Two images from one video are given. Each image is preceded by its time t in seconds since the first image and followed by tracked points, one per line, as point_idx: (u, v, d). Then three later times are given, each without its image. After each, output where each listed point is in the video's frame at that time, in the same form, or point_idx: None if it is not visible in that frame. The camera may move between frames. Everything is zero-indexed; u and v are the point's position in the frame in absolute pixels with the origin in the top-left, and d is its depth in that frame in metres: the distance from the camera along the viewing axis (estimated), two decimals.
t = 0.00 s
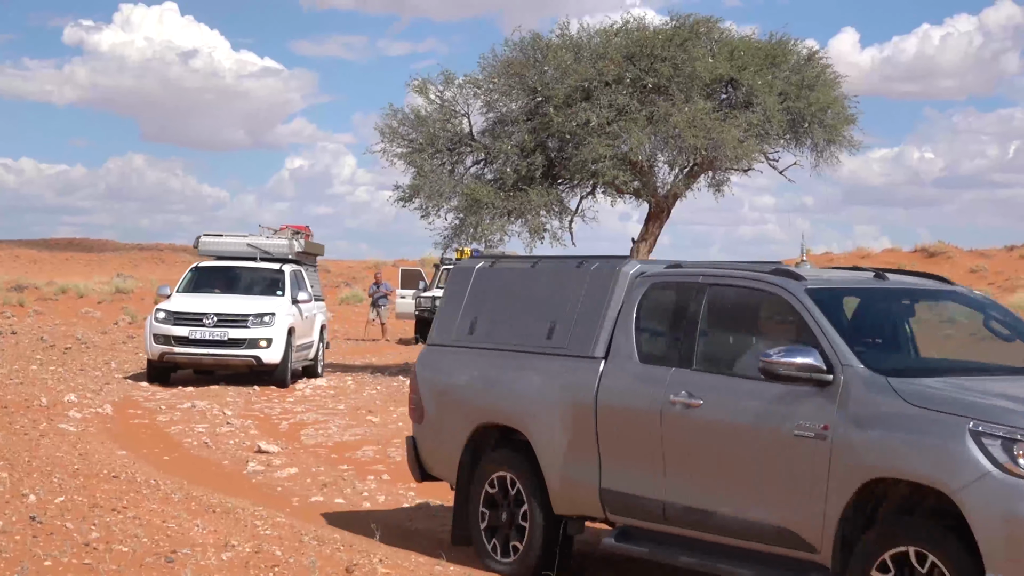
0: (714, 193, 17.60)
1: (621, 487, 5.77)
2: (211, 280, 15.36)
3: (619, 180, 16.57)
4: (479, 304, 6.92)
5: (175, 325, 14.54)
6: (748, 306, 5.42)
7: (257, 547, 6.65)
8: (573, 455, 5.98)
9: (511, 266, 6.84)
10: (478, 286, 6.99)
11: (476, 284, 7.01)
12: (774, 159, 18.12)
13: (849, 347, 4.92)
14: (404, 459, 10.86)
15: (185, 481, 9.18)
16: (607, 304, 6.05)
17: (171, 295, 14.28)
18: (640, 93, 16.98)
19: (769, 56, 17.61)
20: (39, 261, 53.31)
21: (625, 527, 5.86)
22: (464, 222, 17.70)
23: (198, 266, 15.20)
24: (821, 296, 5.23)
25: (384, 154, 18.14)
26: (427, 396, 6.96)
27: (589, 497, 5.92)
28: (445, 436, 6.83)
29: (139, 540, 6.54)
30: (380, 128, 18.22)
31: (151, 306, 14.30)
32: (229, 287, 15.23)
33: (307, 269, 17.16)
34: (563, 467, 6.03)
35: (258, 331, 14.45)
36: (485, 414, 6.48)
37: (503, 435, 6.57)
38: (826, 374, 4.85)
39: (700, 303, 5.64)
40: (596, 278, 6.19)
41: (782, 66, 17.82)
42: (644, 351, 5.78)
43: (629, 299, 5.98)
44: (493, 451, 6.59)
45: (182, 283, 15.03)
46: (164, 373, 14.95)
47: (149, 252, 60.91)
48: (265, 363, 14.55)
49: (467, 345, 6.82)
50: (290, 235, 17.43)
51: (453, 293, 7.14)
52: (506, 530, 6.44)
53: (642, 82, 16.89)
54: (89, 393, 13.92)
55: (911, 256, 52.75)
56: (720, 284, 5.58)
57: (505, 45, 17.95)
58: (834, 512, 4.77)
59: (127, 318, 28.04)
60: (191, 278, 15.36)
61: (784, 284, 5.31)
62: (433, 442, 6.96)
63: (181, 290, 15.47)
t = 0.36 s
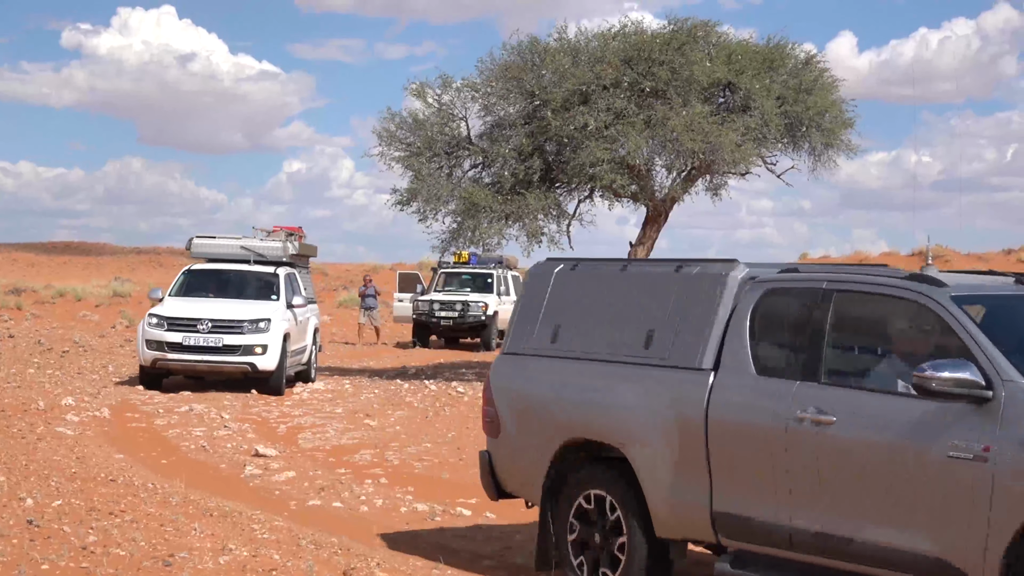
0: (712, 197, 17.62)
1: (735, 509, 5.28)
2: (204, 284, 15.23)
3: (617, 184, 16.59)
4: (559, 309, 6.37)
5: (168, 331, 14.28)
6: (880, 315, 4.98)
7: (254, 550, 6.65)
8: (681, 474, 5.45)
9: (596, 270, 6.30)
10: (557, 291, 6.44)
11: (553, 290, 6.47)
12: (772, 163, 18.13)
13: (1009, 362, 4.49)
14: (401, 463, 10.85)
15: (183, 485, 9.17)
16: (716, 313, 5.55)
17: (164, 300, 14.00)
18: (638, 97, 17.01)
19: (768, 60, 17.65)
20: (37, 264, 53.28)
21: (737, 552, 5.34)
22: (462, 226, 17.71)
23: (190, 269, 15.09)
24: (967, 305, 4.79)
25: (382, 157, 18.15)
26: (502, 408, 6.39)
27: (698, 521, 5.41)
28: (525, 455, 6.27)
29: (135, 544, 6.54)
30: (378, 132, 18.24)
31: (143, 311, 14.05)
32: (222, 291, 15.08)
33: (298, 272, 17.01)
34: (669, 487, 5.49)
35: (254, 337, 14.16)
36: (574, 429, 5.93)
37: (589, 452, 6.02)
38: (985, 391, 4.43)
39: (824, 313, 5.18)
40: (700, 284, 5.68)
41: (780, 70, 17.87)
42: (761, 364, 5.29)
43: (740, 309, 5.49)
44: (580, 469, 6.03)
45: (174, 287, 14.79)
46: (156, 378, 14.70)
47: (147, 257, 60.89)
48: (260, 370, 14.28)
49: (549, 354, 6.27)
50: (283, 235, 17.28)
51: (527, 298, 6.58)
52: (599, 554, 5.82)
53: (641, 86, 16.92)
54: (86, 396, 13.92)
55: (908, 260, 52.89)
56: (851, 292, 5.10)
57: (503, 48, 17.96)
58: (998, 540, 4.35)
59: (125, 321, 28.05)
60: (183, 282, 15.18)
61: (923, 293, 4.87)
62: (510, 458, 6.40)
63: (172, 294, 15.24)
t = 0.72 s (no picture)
0: (711, 202, 17.63)
1: (873, 538, 4.59)
2: (200, 290, 15.12)
3: (617, 188, 16.61)
4: (660, 319, 5.81)
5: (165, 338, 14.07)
6: None
7: (253, 554, 6.65)
8: (809, 495, 4.78)
9: (705, 277, 5.72)
10: (658, 299, 5.87)
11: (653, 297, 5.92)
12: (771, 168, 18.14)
13: None
14: (401, 467, 10.86)
15: (182, 489, 9.17)
16: (845, 319, 4.93)
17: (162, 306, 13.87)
18: (637, 102, 17.02)
19: (767, 65, 17.68)
20: (36, 267, 53.31)
21: None
22: (462, 230, 17.73)
23: (186, 273, 15.01)
24: None
25: (381, 161, 18.18)
26: (599, 426, 5.82)
27: (831, 552, 4.72)
28: (625, 477, 5.71)
29: (134, 548, 6.53)
30: (378, 136, 18.27)
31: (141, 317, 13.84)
32: (217, 296, 15.01)
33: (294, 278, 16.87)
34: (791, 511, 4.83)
35: (254, 345, 14.01)
36: (684, 449, 5.32)
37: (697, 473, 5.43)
38: None
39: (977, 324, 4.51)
40: (825, 289, 5.08)
41: (780, 75, 17.88)
42: (907, 377, 4.63)
43: (878, 318, 4.84)
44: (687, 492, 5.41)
45: (170, 291, 14.76)
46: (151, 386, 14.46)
47: (146, 261, 60.91)
48: (259, 379, 14.12)
49: (651, 367, 5.69)
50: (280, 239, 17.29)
51: (625, 307, 6.03)
52: None
53: (640, 90, 16.94)
54: (86, 400, 13.92)
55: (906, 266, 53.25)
56: (1008, 300, 4.43)
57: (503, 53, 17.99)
58: None
59: (124, 325, 28.08)
60: (179, 287, 15.04)
61: None
62: (608, 479, 5.83)
63: (168, 299, 15.07)
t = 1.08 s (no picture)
0: (711, 206, 17.64)
1: None
2: (196, 293, 15.02)
3: (617, 193, 16.61)
4: (779, 333, 5.44)
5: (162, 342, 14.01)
6: None
7: (254, 559, 6.66)
8: (969, 525, 4.36)
9: (834, 287, 5.33)
10: (776, 310, 5.50)
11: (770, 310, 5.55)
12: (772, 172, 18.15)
13: None
14: (401, 472, 10.85)
15: (183, 494, 9.16)
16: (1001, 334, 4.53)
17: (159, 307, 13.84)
18: (637, 106, 17.03)
19: (767, 70, 17.68)
20: (35, 272, 53.27)
21: None
22: (462, 235, 17.72)
23: (181, 277, 14.77)
24: None
25: (382, 166, 18.18)
26: (713, 446, 5.42)
27: None
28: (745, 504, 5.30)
29: (136, 553, 6.53)
30: (378, 141, 18.28)
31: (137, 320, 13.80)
32: (214, 299, 15.00)
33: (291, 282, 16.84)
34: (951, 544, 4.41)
35: (252, 347, 13.98)
36: (817, 470, 4.93)
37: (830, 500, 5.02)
38: None
39: None
40: (976, 300, 4.69)
41: (779, 79, 17.90)
42: None
43: None
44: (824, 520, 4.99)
45: (166, 294, 14.73)
46: (149, 390, 14.41)
47: (144, 265, 60.86)
48: (258, 382, 14.08)
49: (774, 383, 5.31)
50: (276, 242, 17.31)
51: (738, 318, 5.66)
52: None
53: (640, 95, 16.95)
54: (86, 405, 13.92)
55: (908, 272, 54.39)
56: None
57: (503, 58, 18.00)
58: None
59: (124, 330, 28.07)
60: (174, 290, 14.90)
61: None
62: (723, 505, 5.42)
63: (163, 302, 14.94)
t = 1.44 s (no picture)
0: (712, 211, 17.64)
1: None
2: (194, 300, 14.93)
3: (618, 198, 16.61)
4: (936, 345, 5.04)
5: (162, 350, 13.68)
6: None
7: (255, 564, 6.66)
8: None
9: (996, 298, 5.02)
10: (928, 320, 5.12)
11: (920, 318, 5.15)
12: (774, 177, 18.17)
13: None
14: (402, 477, 10.84)
15: (184, 498, 9.16)
16: None
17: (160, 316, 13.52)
18: (639, 111, 17.04)
19: (768, 74, 17.69)
20: (36, 277, 53.29)
21: None
22: (463, 240, 17.73)
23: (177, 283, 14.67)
24: None
25: (383, 171, 18.17)
26: (861, 468, 4.96)
27: None
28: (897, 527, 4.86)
29: (136, 558, 6.52)
30: (379, 146, 18.28)
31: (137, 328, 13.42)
32: (212, 305, 14.88)
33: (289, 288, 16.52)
34: None
35: (255, 357, 13.69)
36: (991, 493, 4.54)
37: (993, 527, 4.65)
38: None
39: None
40: None
41: (781, 84, 17.91)
42: None
43: None
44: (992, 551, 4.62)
45: (163, 300, 14.59)
46: (145, 399, 14.03)
47: (145, 270, 60.90)
48: (259, 393, 13.81)
49: (932, 397, 4.90)
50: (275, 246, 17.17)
51: (883, 326, 5.21)
52: None
53: (641, 100, 16.95)
54: (87, 410, 13.91)
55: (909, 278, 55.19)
56: None
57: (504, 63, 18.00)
58: None
59: (125, 335, 28.08)
60: (171, 297, 14.83)
61: None
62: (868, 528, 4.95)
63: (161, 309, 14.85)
